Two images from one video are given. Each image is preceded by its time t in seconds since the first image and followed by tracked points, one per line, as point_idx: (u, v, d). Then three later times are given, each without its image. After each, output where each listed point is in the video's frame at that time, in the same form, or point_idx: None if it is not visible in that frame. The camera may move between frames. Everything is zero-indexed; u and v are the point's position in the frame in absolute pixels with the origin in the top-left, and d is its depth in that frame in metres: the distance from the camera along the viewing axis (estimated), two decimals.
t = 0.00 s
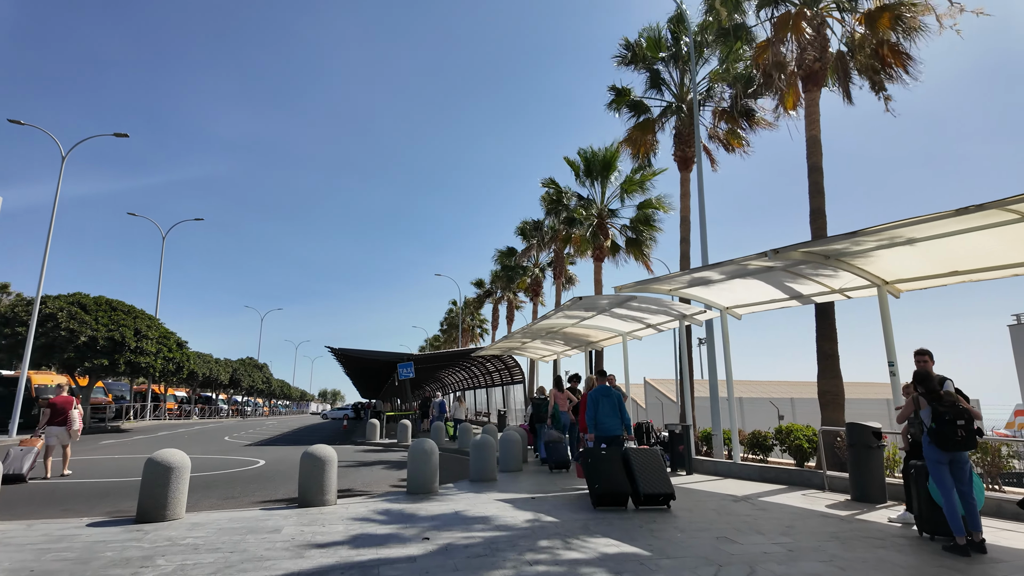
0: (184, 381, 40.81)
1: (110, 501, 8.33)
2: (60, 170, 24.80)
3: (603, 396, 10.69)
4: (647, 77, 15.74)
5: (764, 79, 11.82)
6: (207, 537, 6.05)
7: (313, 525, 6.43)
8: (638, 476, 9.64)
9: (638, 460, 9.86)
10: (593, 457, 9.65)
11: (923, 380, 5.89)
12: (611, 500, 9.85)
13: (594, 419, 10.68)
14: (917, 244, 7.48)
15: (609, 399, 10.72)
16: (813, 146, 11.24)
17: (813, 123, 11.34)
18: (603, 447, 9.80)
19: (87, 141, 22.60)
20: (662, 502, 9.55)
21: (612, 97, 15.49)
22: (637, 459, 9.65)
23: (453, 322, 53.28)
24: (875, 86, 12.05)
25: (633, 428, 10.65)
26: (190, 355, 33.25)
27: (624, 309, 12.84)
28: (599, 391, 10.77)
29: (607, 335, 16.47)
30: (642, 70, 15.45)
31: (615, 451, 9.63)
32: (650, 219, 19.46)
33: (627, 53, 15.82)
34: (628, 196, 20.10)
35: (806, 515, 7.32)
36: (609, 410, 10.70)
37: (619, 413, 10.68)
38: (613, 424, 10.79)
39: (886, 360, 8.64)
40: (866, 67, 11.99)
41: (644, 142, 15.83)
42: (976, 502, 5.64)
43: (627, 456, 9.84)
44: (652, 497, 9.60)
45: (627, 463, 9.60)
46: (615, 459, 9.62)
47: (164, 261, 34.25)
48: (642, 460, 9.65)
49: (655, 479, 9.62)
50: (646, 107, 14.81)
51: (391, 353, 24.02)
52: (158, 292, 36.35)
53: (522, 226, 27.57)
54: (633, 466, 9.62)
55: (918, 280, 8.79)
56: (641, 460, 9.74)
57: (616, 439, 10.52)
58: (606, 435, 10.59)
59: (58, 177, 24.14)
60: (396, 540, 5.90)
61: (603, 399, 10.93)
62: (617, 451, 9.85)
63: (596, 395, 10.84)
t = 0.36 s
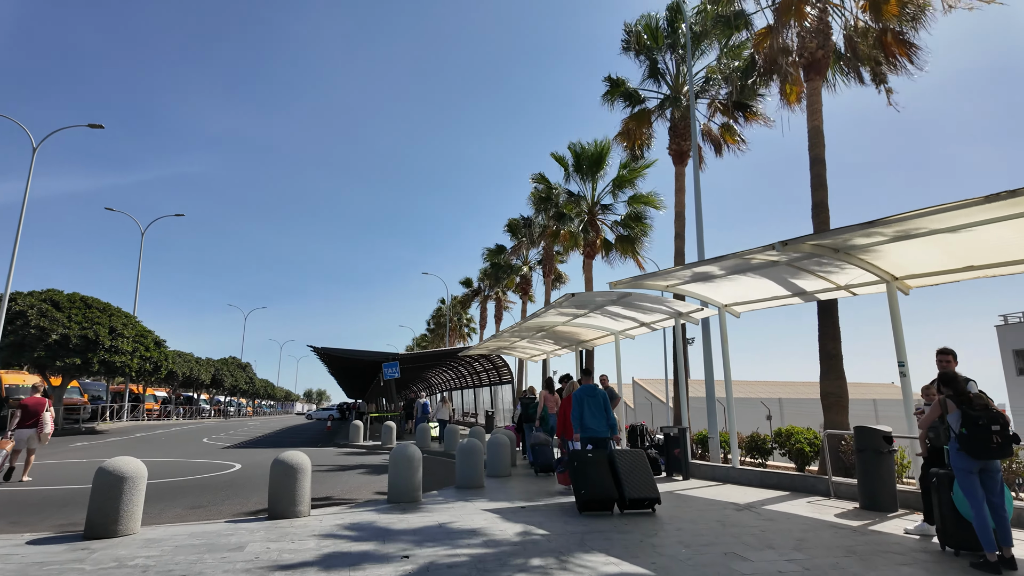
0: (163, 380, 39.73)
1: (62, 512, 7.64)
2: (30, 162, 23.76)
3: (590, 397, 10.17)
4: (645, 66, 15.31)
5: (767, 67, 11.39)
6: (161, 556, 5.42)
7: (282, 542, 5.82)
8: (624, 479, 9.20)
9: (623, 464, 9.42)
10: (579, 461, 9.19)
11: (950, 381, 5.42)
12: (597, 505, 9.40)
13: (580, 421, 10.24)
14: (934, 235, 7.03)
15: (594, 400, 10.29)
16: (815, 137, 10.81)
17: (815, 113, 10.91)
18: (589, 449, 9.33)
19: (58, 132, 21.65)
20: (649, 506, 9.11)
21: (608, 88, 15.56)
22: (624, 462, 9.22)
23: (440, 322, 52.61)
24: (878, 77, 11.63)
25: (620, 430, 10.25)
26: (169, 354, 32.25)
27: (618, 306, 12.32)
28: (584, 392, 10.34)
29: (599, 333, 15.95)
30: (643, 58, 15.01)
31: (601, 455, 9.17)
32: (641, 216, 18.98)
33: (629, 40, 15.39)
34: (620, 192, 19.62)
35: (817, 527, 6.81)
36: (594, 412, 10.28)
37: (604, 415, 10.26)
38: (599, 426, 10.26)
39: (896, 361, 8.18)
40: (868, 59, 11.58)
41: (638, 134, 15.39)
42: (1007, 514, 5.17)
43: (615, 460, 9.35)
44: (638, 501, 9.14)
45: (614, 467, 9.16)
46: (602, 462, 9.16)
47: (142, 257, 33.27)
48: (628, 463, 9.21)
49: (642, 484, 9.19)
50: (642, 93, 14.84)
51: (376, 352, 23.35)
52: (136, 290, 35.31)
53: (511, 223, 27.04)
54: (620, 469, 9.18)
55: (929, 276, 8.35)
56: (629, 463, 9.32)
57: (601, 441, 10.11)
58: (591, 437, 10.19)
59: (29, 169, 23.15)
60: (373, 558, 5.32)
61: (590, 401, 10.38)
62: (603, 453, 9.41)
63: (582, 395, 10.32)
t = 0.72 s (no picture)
0: (140, 379, 38.64)
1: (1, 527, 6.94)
2: None
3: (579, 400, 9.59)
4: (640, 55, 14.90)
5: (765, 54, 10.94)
6: None
7: (239, 563, 5.20)
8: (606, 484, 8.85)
9: (608, 468, 8.98)
10: (560, 465, 8.85)
11: (976, 382, 4.95)
12: (576, 509, 8.97)
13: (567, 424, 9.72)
14: (949, 226, 6.55)
15: (584, 404, 9.69)
16: (814, 126, 10.35)
17: (815, 102, 10.46)
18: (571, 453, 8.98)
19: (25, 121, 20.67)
20: (631, 511, 8.77)
21: (602, 75, 15.53)
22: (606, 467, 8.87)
23: (426, 321, 51.90)
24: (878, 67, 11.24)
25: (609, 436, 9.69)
26: (144, 353, 31.23)
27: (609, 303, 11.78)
28: (574, 395, 9.77)
29: (588, 332, 15.43)
30: (641, 46, 14.60)
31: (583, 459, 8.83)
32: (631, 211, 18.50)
33: (625, 26, 14.94)
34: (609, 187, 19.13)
35: (826, 538, 6.32)
36: (583, 416, 9.72)
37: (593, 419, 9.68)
38: (587, 430, 9.70)
39: (904, 361, 7.71)
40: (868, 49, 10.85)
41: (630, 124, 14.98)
42: None
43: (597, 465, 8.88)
44: (621, 506, 8.80)
45: (597, 472, 8.78)
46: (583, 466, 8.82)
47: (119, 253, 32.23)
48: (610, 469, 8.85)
49: (624, 488, 8.84)
50: (633, 81, 14.52)
51: (358, 352, 22.68)
52: (111, 287, 34.18)
53: (498, 219, 26.46)
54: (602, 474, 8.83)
55: (938, 271, 7.87)
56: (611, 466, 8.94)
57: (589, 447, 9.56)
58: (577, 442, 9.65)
59: None
60: None
61: (579, 404, 9.81)
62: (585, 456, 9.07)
63: (572, 399, 9.69)
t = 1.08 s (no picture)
0: (130, 378, 37.94)
1: None
2: None
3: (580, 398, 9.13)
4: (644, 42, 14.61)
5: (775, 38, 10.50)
6: None
7: None
8: (605, 484, 8.49)
9: (607, 467, 8.54)
10: (557, 464, 8.50)
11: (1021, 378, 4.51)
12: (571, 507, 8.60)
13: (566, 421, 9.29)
14: (983, 210, 6.06)
15: (585, 400, 9.28)
16: (827, 112, 9.90)
17: (827, 87, 10.02)
18: (569, 451, 8.65)
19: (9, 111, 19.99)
20: (630, 511, 8.41)
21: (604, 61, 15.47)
22: (605, 465, 8.51)
23: (421, 319, 51.34)
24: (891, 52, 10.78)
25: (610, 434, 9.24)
26: (133, 351, 30.57)
27: (610, 297, 11.30)
28: (575, 390, 9.36)
29: (587, 328, 14.95)
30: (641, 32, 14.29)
31: (581, 458, 8.48)
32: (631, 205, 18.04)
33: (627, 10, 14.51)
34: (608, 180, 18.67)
35: (850, 546, 5.84)
36: (584, 412, 9.30)
37: (595, 417, 9.24)
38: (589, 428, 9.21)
39: (927, 356, 7.26)
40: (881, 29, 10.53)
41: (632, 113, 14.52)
42: None
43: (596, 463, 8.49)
44: (620, 506, 8.44)
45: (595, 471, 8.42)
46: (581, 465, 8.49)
47: (106, 248, 31.54)
48: (610, 467, 8.48)
49: (624, 487, 8.48)
50: (638, 69, 14.56)
51: (351, 349, 22.14)
52: (99, 284, 33.47)
53: (494, 215, 25.97)
54: (601, 473, 8.48)
55: (963, 261, 7.40)
56: (610, 465, 8.58)
57: (590, 445, 9.12)
58: (576, 440, 9.21)
59: None
60: None
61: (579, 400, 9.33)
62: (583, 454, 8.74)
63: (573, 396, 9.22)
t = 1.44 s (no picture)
0: (112, 378, 37.05)
1: None
2: None
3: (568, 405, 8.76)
4: (640, 31, 14.12)
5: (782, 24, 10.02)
6: None
7: None
8: (599, 491, 7.89)
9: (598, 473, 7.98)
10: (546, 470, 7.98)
11: None
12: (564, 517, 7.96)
13: (554, 430, 8.88)
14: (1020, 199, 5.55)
15: (573, 407, 8.91)
16: (836, 101, 9.42)
17: (837, 74, 9.53)
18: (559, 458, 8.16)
19: None
20: (625, 520, 7.77)
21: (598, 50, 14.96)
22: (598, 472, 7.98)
23: (412, 319, 50.63)
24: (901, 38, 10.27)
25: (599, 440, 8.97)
26: (114, 350, 29.64)
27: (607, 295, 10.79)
28: (562, 398, 8.95)
29: (582, 328, 14.44)
30: (638, 21, 13.78)
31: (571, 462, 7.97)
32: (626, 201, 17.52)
33: None
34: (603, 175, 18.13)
35: (875, 566, 5.34)
36: (572, 419, 8.92)
37: (584, 423, 8.92)
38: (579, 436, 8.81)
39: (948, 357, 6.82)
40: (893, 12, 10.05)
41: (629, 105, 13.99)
42: None
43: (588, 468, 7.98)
44: (615, 514, 7.83)
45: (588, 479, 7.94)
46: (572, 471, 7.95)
47: (87, 244, 30.64)
48: (603, 472, 7.94)
49: (618, 495, 7.90)
50: (634, 58, 14.07)
51: (339, 349, 21.52)
52: (80, 281, 32.47)
53: (487, 212, 25.39)
54: (594, 480, 7.93)
55: (987, 257, 6.91)
56: (604, 473, 8.06)
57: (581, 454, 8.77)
58: (567, 448, 8.81)
59: None
60: None
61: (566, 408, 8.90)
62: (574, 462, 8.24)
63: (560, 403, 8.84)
